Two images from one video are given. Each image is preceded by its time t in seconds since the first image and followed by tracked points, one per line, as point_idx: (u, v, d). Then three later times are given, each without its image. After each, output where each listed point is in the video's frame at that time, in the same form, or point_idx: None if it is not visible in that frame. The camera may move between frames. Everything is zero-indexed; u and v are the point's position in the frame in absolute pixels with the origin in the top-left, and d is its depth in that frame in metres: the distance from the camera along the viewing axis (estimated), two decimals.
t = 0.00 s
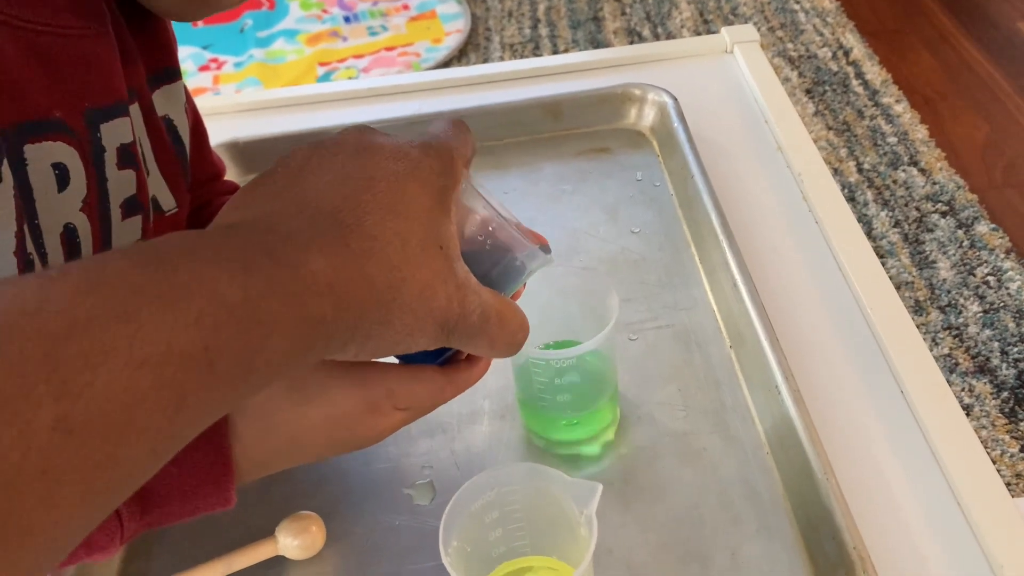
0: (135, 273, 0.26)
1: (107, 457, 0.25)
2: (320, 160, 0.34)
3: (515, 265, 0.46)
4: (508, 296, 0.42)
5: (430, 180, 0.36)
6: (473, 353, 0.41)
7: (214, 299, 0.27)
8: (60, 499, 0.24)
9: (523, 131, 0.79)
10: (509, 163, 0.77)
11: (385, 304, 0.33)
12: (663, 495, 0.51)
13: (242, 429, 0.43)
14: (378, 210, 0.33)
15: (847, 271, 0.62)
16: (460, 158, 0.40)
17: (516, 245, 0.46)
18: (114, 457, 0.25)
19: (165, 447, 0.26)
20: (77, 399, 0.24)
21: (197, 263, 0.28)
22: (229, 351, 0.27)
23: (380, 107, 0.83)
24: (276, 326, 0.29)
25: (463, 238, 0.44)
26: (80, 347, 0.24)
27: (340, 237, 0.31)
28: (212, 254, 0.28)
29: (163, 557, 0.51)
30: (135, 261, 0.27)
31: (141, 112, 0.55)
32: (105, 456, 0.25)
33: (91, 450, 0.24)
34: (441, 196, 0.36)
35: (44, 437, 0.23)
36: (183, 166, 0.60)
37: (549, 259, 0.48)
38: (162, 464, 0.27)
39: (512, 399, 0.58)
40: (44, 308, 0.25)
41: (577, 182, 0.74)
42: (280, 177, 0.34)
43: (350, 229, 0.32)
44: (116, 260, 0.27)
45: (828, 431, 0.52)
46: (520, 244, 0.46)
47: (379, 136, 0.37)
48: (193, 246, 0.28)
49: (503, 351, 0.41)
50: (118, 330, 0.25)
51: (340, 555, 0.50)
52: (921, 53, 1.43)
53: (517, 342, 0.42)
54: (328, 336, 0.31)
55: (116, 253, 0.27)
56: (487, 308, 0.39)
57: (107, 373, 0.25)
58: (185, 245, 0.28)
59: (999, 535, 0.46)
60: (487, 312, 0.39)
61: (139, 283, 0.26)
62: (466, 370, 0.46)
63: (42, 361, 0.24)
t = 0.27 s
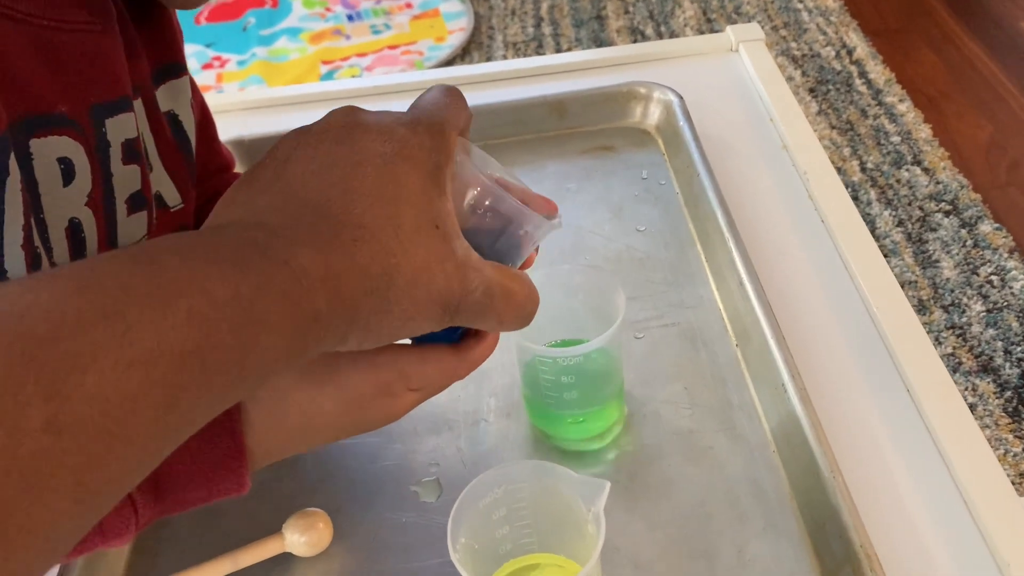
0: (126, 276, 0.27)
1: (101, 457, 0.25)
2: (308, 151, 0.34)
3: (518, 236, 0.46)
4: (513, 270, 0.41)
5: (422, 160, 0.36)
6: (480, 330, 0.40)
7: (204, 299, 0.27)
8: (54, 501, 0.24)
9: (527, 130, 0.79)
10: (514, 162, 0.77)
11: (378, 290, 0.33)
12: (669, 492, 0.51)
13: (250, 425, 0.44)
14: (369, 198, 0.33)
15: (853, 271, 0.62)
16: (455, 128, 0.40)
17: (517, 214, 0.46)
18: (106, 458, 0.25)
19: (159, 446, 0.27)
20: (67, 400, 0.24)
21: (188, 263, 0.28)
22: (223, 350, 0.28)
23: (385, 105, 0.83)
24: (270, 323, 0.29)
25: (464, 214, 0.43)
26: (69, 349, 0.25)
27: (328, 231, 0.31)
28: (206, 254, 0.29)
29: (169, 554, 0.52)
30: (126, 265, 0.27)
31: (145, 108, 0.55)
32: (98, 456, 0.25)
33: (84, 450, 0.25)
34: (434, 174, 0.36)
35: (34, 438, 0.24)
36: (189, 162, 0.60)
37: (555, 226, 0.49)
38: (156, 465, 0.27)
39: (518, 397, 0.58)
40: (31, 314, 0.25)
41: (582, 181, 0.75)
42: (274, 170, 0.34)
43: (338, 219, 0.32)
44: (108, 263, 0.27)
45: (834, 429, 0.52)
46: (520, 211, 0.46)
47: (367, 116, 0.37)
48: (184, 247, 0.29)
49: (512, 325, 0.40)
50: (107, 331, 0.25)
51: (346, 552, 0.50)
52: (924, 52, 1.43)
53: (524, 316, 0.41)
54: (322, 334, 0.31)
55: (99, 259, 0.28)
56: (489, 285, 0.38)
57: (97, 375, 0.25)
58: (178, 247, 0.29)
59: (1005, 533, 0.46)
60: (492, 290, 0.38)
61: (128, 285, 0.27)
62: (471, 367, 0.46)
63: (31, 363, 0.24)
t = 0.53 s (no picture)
0: (139, 263, 0.27)
1: (109, 446, 0.25)
2: (324, 145, 0.35)
3: (529, 239, 0.46)
4: (525, 273, 0.42)
5: (439, 154, 0.36)
6: (490, 330, 0.41)
7: (217, 289, 0.28)
8: (60, 488, 0.24)
9: (530, 130, 0.79)
10: (516, 162, 0.77)
11: (391, 283, 0.33)
12: (671, 492, 0.52)
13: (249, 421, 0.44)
14: (384, 192, 0.33)
15: (855, 271, 0.62)
16: (470, 128, 0.40)
17: (529, 216, 0.46)
18: (115, 446, 0.25)
19: (167, 434, 0.27)
20: (77, 387, 0.24)
21: (199, 254, 0.28)
22: (234, 341, 0.28)
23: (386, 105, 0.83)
24: (279, 313, 0.29)
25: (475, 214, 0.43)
26: (80, 335, 0.25)
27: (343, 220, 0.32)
28: (209, 251, 0.29)
29: (172, 554, 0.52)
30: (138, 253, 0.27)
31: (129, 98, 0.56)
32: (107, 444, 0.25)
33: (91, 439, 0.25)
34: (450, 171, 0.36)
35: (44, 424, 0.24)
36: (178, 154, 0.61)
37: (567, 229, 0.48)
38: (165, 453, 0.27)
39: (521, 397, 0.58)
40: (44, 297, 0.25)
41: (584, 181, 0.75)
42: (286, 163, 0.35)
43: (354, 210, 0.32)
44: (117, 249, 0.27)
45: (837, 429, 0.53)
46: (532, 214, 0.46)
47: (384, 114, 0.37)
48: (199, 238, 0.29)
49: (520, 327, 0.41)
50: (119, 319, 0.25)
51: (350, 551, 0.51)
52: (926, 52, 1.43)
53: (532, 319, 0.41)
54: (333, 324, 0.31)
55: (115, 242, 0.28)
56: (499, 285, 0.38)
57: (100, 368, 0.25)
58: (191, 238, 0.28)
59: (1006, 533, 0.46)
60: (500, 289, 0.39)
61: (143, 273, 0.27)
62: (479, 367, 0.46)
63: (41, 349, 0.24)
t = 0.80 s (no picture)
0: (143, 257, 0.27)
1: (110, 443, 0.25)
2: (332, 148, 0.35)
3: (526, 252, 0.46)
4: (521, 285, 0.42)
5: (443, 163, 0.36)
6: (484, 340, 0.41)
7: (220, 286, 0.27)
8: (62, 484, 0.24)
9: (529, 131, 0.79)
10: (516, 162, 0.77)
11: (393, 287, 0.33)
12: (669, 491, 0.52)
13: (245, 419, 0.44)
14: (388, 196, 0.33)
15: (854, 270, 0.62)
16: (473, 142, 0.40)
17: (524, 229, 0.46)
18: (118, 442, 0.25)
19: (170, 431, 0.27)
20: (80, 383, 0.24)
21: (204, 248, 0.28)
22: (238, 339, 0.28)
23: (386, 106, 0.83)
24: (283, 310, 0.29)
25: (475, 225, 0.43)
26: (85, 331, 0.25)
27: (347, 223, 0.31)
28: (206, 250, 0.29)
29: (171, 553, 0.52)
30: (143, 245, 0.27)
31: (111, 92, 0.56)
32: (109, 440, 0.25)
33: (93, 436, 0.25)
34: (454, 180, 0.36)
35: (48, 420, 0.24)
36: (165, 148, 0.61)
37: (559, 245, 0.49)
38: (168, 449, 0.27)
39: (520, 396, 0.58)
40: (50, 291, 0.25)
41: (584, 181, 0.75)
42: (290, 163, 0.34)
43: (358, 212, 0.32)
44: (121, 241, 0.27)
45: (835, 428, 0.53)
46: (529, 227, 0.46)
47: (389, 121, 0.37)
48: (204, 232, 0.29)
49: (515, 338, 0.42)
50: (123, 316, 0.25)
51: (349, 550, 0.51)
52: (926, 52, 1.43)
53: (529, 329, 0.42)
54: (335, 322, 0.31)
55: (120, 235, 0.28)
56: (497, 295, 0.39)
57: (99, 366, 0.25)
58: (196, 231, 0.28)
59: (1003, 533, 0.46)
60: (498, 299, 0.39)
61: (148, 270, 0.26)
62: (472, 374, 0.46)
63: (45, 344, 0.24)
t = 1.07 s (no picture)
0: (161, 253, 0.27)
1: (130, 434, 0.25)
2: (349, 148, 0.35)
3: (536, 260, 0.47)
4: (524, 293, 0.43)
5: (457, 170, 0.37)
6: (487, 347, 0.42)
7: (239, 281, 0.28)
8: (81, 475, 0.24)
9: (531, 133, 0.80)
10: (517, 164, 0.78)
11: (407, 287, 0.33)
12: (668, 492, 0.52)
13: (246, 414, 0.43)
14: (406, 198, 0.34)
15: (852, 272, 0.62)
16: (484, 151, 0.40)
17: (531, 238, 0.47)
18: (140, 434, 0.25)
19: (186, 425, 0.27)
20: (102, 375, 0.24)
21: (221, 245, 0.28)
22: (251, 336, 0.28)
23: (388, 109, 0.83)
24: (298, 306, 0.29)
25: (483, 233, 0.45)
26: (108, 324, 0.25)
27: (365, 220, 0.32)
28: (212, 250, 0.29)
29: (175, 553, 0.52)
30: (159, 240, 0.27)
31: (111, 94, 0.57)
32: (130, 432, 0.25)
33: (114, 428, 0.25)
34: (466, 188, 0.37)
35: (72, 411, 0.24)
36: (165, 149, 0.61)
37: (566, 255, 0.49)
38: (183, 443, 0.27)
39: (521, 398, 0.59)
40: (71, 284, 0.25)
41: (584, 183, 0.75)
42: (303, 159, 0.34)
43: (376, 211, 0.32)
44: (136, 237, 0.27)
45: (835, 429, 0.53)
46: (536, 237, 0.47)
47: (405, 124, 0.38)
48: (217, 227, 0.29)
49: (519, 345, 0.42)
50: (144, 309, 0.26)
51: (352, 550, 0.51)
52: (926, 55, 1.43)
53: (530, 339, 0.42)
54: (349, 319, 0.32)
55: (133, 229, 0.28)
56: (503, 301, 0.40)
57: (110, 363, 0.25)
58: (212, 225, 0.29)
59: (1002, 532, 0.46)
60: (504, 305, 0.40)
61: (169, 265, 0.27)
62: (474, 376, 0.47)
63: (70, 336, 0.24)
